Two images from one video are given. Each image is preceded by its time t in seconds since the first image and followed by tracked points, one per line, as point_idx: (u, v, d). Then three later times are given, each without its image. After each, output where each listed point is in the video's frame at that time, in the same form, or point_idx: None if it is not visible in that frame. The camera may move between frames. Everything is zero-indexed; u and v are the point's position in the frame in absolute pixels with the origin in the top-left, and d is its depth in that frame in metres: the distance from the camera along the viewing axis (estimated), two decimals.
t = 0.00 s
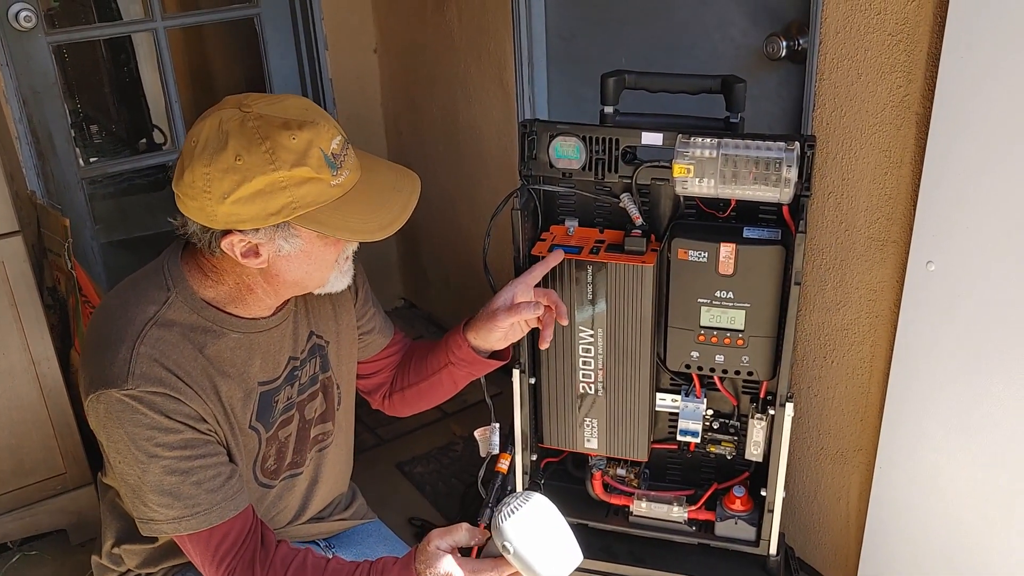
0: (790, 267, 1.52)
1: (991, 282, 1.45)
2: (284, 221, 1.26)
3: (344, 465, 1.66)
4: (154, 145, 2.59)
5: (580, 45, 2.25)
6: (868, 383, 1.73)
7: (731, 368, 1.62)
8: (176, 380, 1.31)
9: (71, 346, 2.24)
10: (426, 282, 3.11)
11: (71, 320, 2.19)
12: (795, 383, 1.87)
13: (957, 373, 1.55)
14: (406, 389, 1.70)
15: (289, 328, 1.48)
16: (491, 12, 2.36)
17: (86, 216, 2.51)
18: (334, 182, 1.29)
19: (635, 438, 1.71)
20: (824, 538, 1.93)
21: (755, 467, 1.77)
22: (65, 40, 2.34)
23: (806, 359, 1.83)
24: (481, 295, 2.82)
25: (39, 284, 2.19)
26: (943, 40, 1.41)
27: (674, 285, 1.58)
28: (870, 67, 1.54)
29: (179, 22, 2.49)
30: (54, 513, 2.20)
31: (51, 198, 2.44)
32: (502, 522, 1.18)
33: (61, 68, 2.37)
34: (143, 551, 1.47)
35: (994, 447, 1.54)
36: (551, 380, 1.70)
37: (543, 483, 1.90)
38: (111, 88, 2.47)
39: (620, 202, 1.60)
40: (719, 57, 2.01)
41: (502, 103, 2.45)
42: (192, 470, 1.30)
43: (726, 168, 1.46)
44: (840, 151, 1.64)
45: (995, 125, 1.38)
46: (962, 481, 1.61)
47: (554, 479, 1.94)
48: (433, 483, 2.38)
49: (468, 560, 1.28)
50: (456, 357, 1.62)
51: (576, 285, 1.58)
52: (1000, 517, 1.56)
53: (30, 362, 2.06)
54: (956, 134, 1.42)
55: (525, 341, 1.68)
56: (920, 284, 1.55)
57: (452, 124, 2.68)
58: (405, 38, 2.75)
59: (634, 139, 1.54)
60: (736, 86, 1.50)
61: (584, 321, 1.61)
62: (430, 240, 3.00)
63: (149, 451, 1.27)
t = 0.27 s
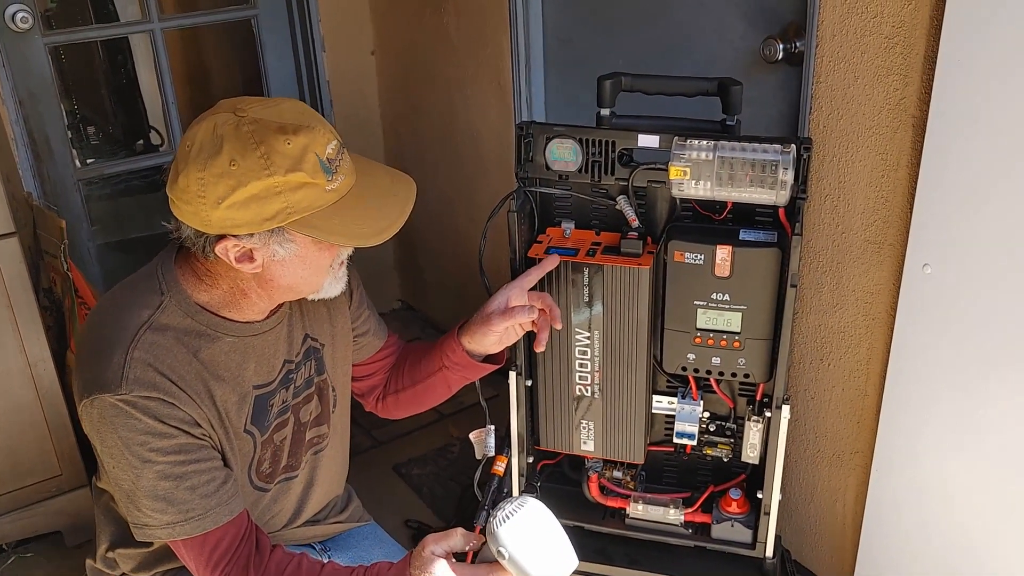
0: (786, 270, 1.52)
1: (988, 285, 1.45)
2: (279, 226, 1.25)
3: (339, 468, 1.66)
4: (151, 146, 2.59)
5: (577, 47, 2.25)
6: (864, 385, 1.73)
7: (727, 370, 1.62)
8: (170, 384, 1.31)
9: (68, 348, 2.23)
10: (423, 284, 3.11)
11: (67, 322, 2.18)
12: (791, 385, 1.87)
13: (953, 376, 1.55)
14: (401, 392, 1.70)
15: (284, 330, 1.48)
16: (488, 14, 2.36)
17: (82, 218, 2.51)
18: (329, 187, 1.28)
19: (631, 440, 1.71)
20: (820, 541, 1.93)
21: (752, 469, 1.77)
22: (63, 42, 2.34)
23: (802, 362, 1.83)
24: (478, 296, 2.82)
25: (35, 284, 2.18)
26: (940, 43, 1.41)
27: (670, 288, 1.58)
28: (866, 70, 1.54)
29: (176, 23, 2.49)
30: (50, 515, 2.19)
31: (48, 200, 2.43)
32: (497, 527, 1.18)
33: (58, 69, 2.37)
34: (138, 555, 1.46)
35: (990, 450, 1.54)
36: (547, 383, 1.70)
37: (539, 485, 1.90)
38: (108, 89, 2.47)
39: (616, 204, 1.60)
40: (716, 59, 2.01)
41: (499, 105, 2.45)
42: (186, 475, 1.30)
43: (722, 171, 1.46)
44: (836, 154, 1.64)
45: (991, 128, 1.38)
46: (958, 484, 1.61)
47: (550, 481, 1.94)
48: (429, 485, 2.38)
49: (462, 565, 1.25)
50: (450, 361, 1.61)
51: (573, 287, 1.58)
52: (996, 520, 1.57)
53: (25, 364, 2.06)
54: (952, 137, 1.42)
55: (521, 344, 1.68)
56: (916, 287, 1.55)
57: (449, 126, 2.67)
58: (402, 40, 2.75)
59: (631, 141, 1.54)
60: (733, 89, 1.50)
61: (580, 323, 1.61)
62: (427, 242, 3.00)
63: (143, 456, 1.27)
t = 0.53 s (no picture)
0: (784, 271, 1.52)
1: (986, 286, 1.45)
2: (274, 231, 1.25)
3: (337, 468, 1.66)
4: (149, 146, 2.59)
5: (576, 48, 2.25)
6: (862, 386, 1.73)
7: (725, 372, 1.62)
8: (166, 385, 1.31)
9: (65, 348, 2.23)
10: (421, 284, 3.11)
11: (65, 323, 2.18)
12: (789, 387, 1.87)
13: (951, 377, 1.55)
14: (375, 402, 1.71)
15: (280, 332, 1.47)
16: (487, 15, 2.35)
17: (80, 218, 2.51)
18: (327, 193, 1.28)
19: (628, 442, 1.70)
20: (818, 542, 1.93)
21: (750, 470, 1.77)
22: (59, 42, 2.33)
23: (800, 363, 1.83)
24: (476, 297, 2.82)
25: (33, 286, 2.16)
26: (938, 45, 1.41)
27: (669, 289, 1.58)
28: (864, 71, 1.54)
29: (173, 23, 2.48)
30: (47, 516, 2.19)
31: (45, 200, 2.43)
32: (494, 526, 1.18)
33: (56, 70, 2.37)
34: (136, 556, 1.46)
35: (988, 452, 1.54)
36: (545, 384, 1.70)
37: (537, 486, 1.90)
38: (106, 90, 2.46)
39: (615, 205, 1.59)
40: (715, 60, 2.01)
41: (497, 106, 2.44)
42: (182, 475, 1.29)
43: (721, 172, 1.46)
44: (834, 155, 1.64)
45: (990, 130, 1.38)
46: (955, 485, 1.61)
47: (548, 482, 1.94)
48: (427, 486, 2.38)
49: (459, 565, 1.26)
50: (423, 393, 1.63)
51: (571, 288, 1.58)
52: (994, 521, 1.57)
53: (22, 364, 2.06)
54: (951, 138, 1.43)
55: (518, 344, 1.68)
56: (914, 288, 1.55)
57: (447, 127, 2.67)
58: (400, 40, 2.74)
59: (630, 142, 1.54)
60: (731, 90, 1.50)
61: (579, 324, 1.61)
62: (425, 243, 3.00)
63: (139, 456, 1.26)
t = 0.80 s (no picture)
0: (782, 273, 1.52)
1: (983, 288, 1.46)
2: (271, 236, 1.25)
3: (335, 470, 1.66)
4: (148, 148, 2.59)
5: (574, 50, 2.25)
6: (859, 388, 1.73)
7: (723, 374, 1.62)
8: (163, 386, 1.31)
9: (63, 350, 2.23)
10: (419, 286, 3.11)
11: (62, 325, 2.18)
12: (787, 389, 1.87)
13: (949, 379, 1.55)
14: (378, 401, 1.72)
15: (278, 334, 1.48)
16: (485, 17, 2.36)
17: (78, 219, 2.51)
18: (327, 200, 1.28)
19: (626, 444, 1.71)
20: (816, 544, 1.94)
21: (749, 472, 1.78)
22: (57, 43, 2.33)
23: (798, 365, 1.83)
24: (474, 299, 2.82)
25: (30, 288, 2.17)
26: (936, 49, 1.41)
27: (666, 291, 1.58)
28: (862, 74, 1.54)
29: (172, 25, 2.48)
30: (45, 518, 2.19)
31: (43, 201, 2.43)
32: (488, 527, 1.18)
33: (54, 71, 2.37)
34: (133, 557, 1.46)
35: (984, 454, 1.54)
36: (543, 386, 1.70)
37: (535, 488, 1.90)
38: (105, 91, 2.46)
39: (613, 208, 1.60)
40: (713, 62, 2.02)
41: (496, 108, 2.45)
42: (180, 476, 1.29)
43: (719, 175, 1.46)
44: (832, 157, 1.64)
45: (987, 132, 1.38)
46: (952, 486, 1.61)
47: (546, 484, 1.94)
48: (426, 488, 2.38)
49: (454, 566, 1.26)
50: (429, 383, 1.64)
51: (569, 290, 1.58)
52: (991, 523, 1.57)
53: (20, 366, 2.05)
54: (948, 141, 1.43)
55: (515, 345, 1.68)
56: (911, 291, 1.55)
57: (446, 129, 2.67)
58: (399, 42, 2.75)
59: (628, 145, 1.54)
60: (729, 93, 1.50)
61: (577, 326, 1.61)
62: (424, 244, 3.00)
63: (136, 457, 1.27)
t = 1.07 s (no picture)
0: (779, 276, 1.52)
1: (979, 291, 1.46)
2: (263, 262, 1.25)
3: (331, 473, 1.65)
4: (146, 149, 2.58)
5: (571, 52, 2.25)
6: (857, 391, 1.73)
7: (720, 376, 1.62)
8: (161, 388, 1.30)
9: (59, 352, 2.23)
10: (416, 288, 3.11)
11: (59, 326, 2.18)
12: (785, 392, 1.87)
13: (946, 382, 1.55)
14: (383, 386, 1.71)
15: (276, 335, 1.47)
16: (482, 19, 2.36)
17: (75, 220, 2.51)
18: (325, 233, 1.28)
19: (623, 446, 1.70)
20: (813, 547, 1.93)
21: (745, 475, 1.77)
22: (55, 45, 2.33)
23: (795, 368, 1.83)
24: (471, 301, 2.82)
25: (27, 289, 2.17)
26: (933, 52, 1.41)
27: (663, 293, 1.58)
28: (859, 77, 1.54)
29: (170, 27, 2.48)
30: (41, 520, 2.18)
31: (40, 203, 2.43)
32: (486, 531, 1.18)
33: (52, 72, 2.36)
34: (129, 560, 1.46)
35: (981, 457, 1.54)
36: (540, 389, 1.70)
37: (532, 491, 1.90)
38: (102, 93, 2.46)
39: (610, 210, 1.60)
40: (710, 65, 2.02)
41: (493, 110, 2.45)
42: (177, 480, 1.29)
43: (715, 177, 1.46)
44: (829, 160, 1.64)
45: (984, 136, 1.38)
46: (949, 489, 1.61)
47: (543, 487, 1.94)
48: (423, 490, 2.37)
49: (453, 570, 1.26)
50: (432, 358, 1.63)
51: (566, 293, 1.58)
52: (988, 525, 1.57)
53: (17, 367, 2.05)
54: (944, 145, 1.43)
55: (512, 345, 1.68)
56: (908, 293, 1.55)
57: (443, 131, 2.68)
58: (396, 44, 2.75)
59: (625, 148, 1.54)
60: (726, 95, 1.50)
61: (573, 329, 1.61)
62: (421, 246, 3.00)
63: (133, 460, 1.26)
